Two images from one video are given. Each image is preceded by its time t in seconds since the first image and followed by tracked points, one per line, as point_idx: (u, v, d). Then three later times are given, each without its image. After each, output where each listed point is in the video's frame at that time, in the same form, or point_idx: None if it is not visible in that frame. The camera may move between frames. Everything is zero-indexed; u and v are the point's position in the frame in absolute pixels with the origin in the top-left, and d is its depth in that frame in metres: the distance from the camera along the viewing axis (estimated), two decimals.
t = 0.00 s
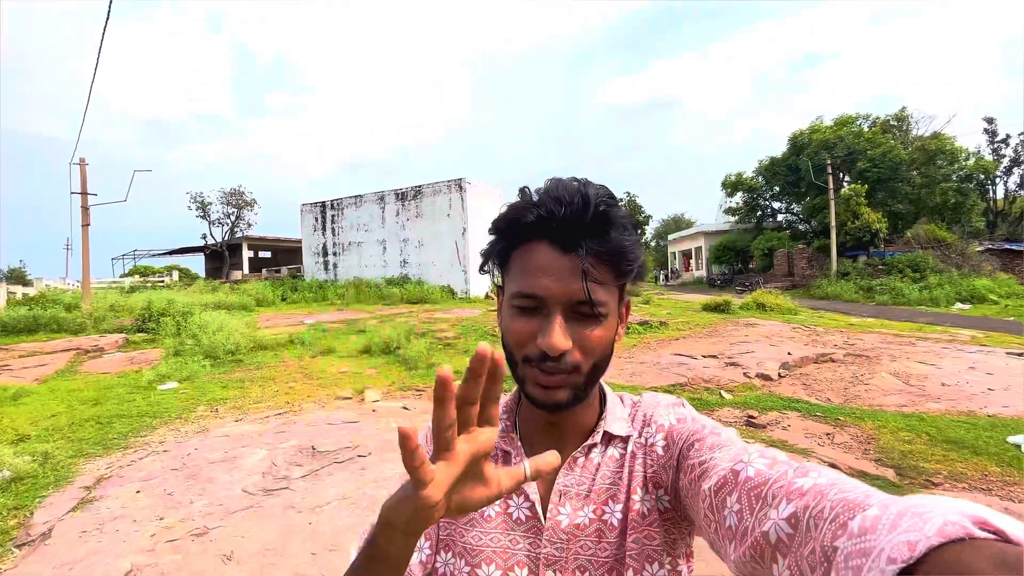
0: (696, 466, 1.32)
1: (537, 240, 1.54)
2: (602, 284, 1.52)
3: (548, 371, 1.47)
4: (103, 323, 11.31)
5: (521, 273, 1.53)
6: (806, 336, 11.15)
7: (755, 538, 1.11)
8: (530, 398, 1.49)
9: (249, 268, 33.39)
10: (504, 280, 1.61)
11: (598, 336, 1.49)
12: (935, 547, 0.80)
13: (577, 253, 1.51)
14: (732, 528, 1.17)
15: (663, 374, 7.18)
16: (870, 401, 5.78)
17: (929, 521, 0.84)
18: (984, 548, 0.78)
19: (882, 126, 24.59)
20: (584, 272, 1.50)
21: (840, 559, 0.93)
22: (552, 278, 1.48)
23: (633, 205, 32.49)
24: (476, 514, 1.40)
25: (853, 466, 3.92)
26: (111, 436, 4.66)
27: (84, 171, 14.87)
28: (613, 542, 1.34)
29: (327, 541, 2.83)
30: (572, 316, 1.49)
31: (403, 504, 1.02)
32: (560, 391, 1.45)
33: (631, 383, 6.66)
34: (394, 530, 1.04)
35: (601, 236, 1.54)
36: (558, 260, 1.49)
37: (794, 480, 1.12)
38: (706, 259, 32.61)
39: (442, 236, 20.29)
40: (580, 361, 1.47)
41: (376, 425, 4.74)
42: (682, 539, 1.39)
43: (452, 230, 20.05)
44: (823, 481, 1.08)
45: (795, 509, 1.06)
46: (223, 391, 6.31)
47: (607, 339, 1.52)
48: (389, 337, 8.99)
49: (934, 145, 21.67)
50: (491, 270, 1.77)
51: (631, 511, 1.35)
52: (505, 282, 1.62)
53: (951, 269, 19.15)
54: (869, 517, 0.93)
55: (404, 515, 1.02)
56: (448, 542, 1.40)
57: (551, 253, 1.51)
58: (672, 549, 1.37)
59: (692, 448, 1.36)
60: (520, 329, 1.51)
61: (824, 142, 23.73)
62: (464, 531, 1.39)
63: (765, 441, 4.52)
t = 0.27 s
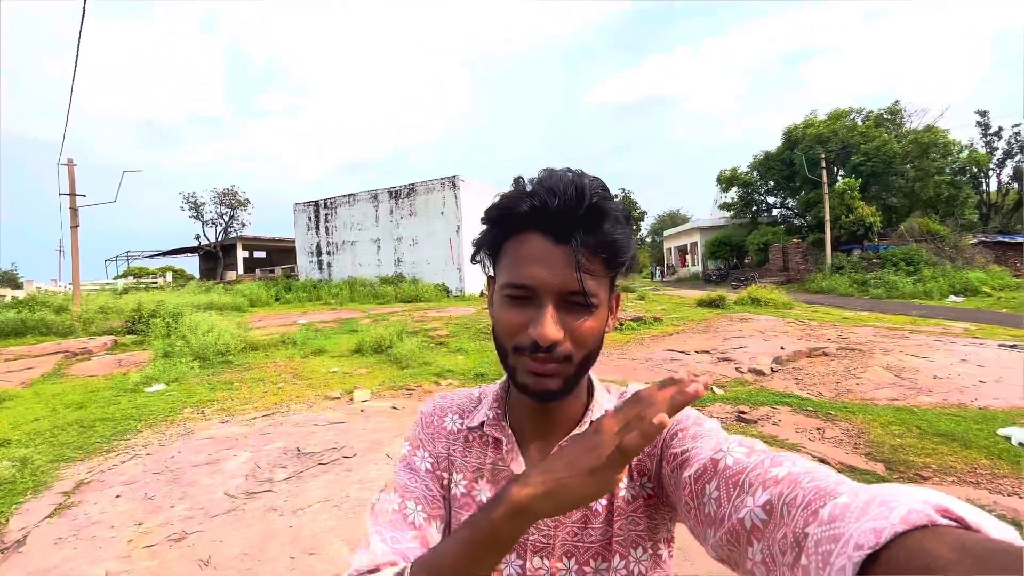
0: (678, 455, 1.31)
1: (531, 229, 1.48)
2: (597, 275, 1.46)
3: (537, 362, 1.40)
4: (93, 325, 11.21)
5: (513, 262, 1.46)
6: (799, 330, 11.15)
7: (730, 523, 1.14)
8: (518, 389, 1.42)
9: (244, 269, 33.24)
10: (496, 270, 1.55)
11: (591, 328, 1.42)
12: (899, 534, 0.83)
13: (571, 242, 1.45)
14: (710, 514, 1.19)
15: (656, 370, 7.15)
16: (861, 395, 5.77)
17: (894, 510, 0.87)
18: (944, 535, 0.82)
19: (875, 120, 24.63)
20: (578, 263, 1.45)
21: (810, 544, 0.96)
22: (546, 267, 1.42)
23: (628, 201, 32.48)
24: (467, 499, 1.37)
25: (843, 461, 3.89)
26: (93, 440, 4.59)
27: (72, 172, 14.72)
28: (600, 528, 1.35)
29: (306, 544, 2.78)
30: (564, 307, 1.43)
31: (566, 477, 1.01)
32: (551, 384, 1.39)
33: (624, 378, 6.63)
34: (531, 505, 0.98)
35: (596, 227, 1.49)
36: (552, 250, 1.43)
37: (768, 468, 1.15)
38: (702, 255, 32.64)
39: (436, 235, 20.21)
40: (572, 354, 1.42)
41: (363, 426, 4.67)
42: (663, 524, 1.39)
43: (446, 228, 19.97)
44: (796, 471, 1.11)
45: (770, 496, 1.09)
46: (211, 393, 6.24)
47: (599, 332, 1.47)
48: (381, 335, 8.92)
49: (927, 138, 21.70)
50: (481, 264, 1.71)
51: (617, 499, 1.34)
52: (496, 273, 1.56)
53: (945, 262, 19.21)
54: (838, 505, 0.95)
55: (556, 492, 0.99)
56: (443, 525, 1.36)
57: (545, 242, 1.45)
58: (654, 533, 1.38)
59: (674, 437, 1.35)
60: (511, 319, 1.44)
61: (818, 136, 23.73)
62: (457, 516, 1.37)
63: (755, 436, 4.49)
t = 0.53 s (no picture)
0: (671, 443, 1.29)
1: (542, 218, 1.49)
2: (606, 268, 1.50)
3: (546, 351, 1.43)
4: (79, 328, 11.04)
5: (524, 250, 1.47)
6: (790, 322, 11.20)
7: (722, 506, 1.11)
8: (526, 376, 1.44)
9: (234, 268, 32.93)
10: (504, 259, 1.55)
11: (599, 319, 1.47)
12: (883, 512, 0.81)
13: (582, 235, 1.47)
14: (699, 498, 1.16)
15: (647, 364, 7.14)
16: (850, 387, 5.79)
17: (878, 488, 0.84)
18: (928, 512, 0.79)
19: (865, 112, 24.75)
20: (588, 255, 1.47)
21: (799, 524, 0.93)
22: (558, 258, 1.44)
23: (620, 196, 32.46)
24: (469, 483, 1.42)
25: (831, 453, 3.88)
26: (74, 445, 4.50)
27: (55, 172, 14.45)
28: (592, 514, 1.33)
29: (289, 549, 2.73)
30: (573, 298, 1.45)
31: (620, 467, 1.09)
32: (559, 373, 1.42)
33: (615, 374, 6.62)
34: (585, 495, 1.06)
35: (608, 219, 1.51)
36: (563, 241, 1.45)
37: (759, 452, 1.12)
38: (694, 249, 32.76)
39: (428, 232, 20.09)
40: (579, 345, 1.45)
41: (350, 426, 4.61)
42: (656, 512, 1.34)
43: (438, 225, 19.86)
44: (787, 454, 1.08)
45: (759, 480, 1.06)
46: (197, 395, 6.14)
47: (604, 324, 1.50)
48: (371, 334, 8.84)
49: (915, 131, 21.85)
50: (485, 248, 1.70)
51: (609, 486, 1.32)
52: (504, 260, 1.56)
53: (933, 253, 19.41)
54: (825, 484, 0.92)
55: (608, 483, 1.08)
56: (448, 507, 1.41)
57: (556, 232, 1.46)
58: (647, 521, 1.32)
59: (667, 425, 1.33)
60: (520, 307, 1.45)
61: (808, 129, 23.80)
62: (459, 499, 1.42)
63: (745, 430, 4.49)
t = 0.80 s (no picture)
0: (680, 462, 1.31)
1: (553, 232, 1.54)
2: (615, 281, 1.57)
3: (557, 360, 1.49)
4: (57, 330, 10.76)
5: (536, 262, 1.53)
6: (777, 314, 11.31)
7: (730, 523, 1.14)
8: (536, 385, 1.50)
9: (218, 266, 32.39)
10: (515, 268, 1.61)
11: (605, 331, 1.54)
12: (898, 534, 0.83)
13: (592, 248, 1.53)
14: (710, 515, 1.19)
15: (637, 358, 7.16)
16: (837, 377, 5.87)
17: (891, 510, 0.87)
18: (942, 534, 0.81)
19: (848, 105, 25.01)
20: (597, 268, 1.53)
21: (810, 544, 0.96)
22: (569, 272, 1.50)
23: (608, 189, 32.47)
24: (475, 491, 1.48)
25: (819, 445, 3.92)
26: (53, 452, 4.38)
27: (28, 170, 14.03)
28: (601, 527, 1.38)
29: (277, 556, 2.68)
30: (582, 310, 1.52)
31: (631, 493, 1.17)
32: (569, 383, 1.48)
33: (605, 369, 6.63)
34: (595, 519, 1.16)
35: (618, 233, 1.58)
36: (575, 255, 1.51)
37: (769, 469, 1.14)
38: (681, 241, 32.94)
39: (415, 227, 19.92)
40: (588, 354, 1.52)
41: (338, 427, 4.54)
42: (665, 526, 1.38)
43: (425, 221, 19.70)
44: (796, 472, 1.10)
45: (769, 497, 1.08)
46: (180, 398, 6.01)
47: (611, 335, 1.57)
48: (359, 332, 8.74)
49: (897, 122, 22.12)
50: (495, 256, 1.75)
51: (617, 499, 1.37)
52: (515, 268, 1.61)
53: (915, 244, 19.70)
54: (837, 504, 0.95)
55: (619, 510, 1.16)
56: (454, 514, 1.47)
57: (568, 246, 1.52)
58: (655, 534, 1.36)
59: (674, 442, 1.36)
60: (531, 318, 1.51)
61: (793, 122, 23.97)
62: (465, 507, 1.47)
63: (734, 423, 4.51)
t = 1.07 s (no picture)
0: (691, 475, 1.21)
1: (554, 247, 1.51)
2: (621, 292, 1.52)
3: (564, 376, 1.45)
4: (28, 332, 10.39)
5: (538, 278, 1.50)
6: (761, 307, 11.44)
7: (747, 544, 1.04)
8: (544, 401, 1.46)
9: (197, 264, 31.65)
10: (519, 285, 1.58)
11: (614, 343, 1.48)
12: (925, 560, 0.77)
13: (596, 260, 1.49)
14: (725, 534, 1.10)
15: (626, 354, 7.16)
16: (822, 370, 5.94)
17: (917, 533, 0.82)
18: (972, 558, 0.75)
19: (827, 100, 25.42)
20: (601, 281, 1.49)
21: (831, 569, 0.89)
22: (572, 285, 1.46)
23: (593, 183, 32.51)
24: (488, 507, 1.44)
25: (809, 440, 3.95)
26: (25, 462, 4.20)
27: None
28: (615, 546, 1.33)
29: (264, 569, 2.58)
30: (588, 323, 1.47)
31: (642, 501, 1.14)
32: (578, 398, 1.44)
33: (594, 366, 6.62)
34: (606, 527, 1.14)
35: (621, 245, 1.53)
36: (577, 268, 1.47)
37: (787, 486, 1.06)
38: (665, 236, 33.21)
39: (400, 223, 19.69)
40: (597, 368, 1.47)
41: (326, 430, 4.44)
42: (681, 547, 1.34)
43: (410, 216, 19.47)
44: (815, 490, 1.03)
45: (787, 516, 1.00)
46: (159, 402, 5.82)
47: (620, 347, 1.51)
48: (344, 331, 8.59)
49: (874, 118, 22.54)
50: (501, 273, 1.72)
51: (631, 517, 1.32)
52: (519, 285, 1.58)
53: (892, 236, 20.17)
54: (860, 526, 0.89)
55: (629, 517, 1.13)
56: (467, 529, 1.44)
57: (569, 260, 1.48)
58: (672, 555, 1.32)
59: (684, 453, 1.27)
60: (537, 334, 1.48)
61: (773, 117, 24.24)
62: (477, 523, 1.43)
63: (725, 418, 4.52)
